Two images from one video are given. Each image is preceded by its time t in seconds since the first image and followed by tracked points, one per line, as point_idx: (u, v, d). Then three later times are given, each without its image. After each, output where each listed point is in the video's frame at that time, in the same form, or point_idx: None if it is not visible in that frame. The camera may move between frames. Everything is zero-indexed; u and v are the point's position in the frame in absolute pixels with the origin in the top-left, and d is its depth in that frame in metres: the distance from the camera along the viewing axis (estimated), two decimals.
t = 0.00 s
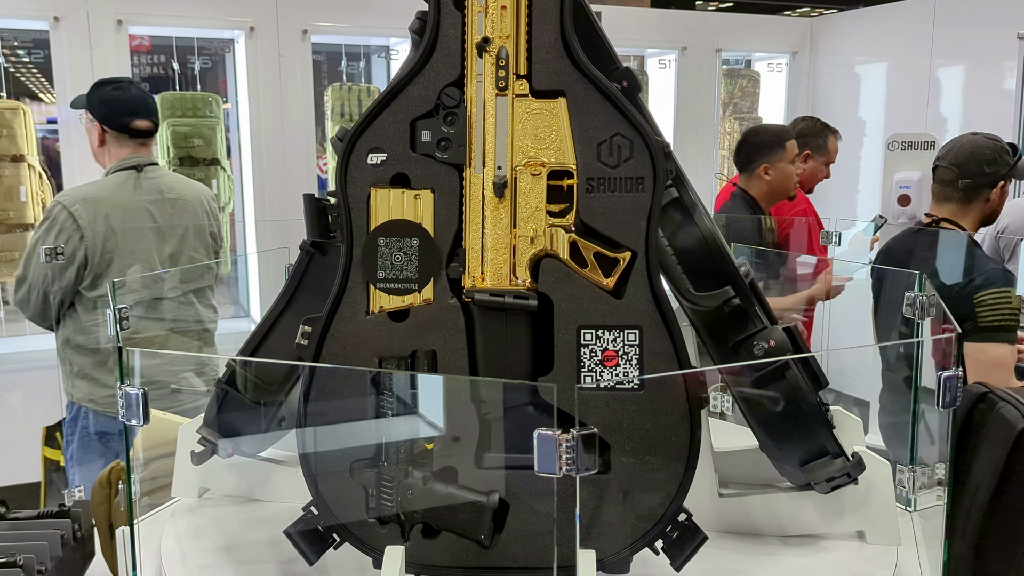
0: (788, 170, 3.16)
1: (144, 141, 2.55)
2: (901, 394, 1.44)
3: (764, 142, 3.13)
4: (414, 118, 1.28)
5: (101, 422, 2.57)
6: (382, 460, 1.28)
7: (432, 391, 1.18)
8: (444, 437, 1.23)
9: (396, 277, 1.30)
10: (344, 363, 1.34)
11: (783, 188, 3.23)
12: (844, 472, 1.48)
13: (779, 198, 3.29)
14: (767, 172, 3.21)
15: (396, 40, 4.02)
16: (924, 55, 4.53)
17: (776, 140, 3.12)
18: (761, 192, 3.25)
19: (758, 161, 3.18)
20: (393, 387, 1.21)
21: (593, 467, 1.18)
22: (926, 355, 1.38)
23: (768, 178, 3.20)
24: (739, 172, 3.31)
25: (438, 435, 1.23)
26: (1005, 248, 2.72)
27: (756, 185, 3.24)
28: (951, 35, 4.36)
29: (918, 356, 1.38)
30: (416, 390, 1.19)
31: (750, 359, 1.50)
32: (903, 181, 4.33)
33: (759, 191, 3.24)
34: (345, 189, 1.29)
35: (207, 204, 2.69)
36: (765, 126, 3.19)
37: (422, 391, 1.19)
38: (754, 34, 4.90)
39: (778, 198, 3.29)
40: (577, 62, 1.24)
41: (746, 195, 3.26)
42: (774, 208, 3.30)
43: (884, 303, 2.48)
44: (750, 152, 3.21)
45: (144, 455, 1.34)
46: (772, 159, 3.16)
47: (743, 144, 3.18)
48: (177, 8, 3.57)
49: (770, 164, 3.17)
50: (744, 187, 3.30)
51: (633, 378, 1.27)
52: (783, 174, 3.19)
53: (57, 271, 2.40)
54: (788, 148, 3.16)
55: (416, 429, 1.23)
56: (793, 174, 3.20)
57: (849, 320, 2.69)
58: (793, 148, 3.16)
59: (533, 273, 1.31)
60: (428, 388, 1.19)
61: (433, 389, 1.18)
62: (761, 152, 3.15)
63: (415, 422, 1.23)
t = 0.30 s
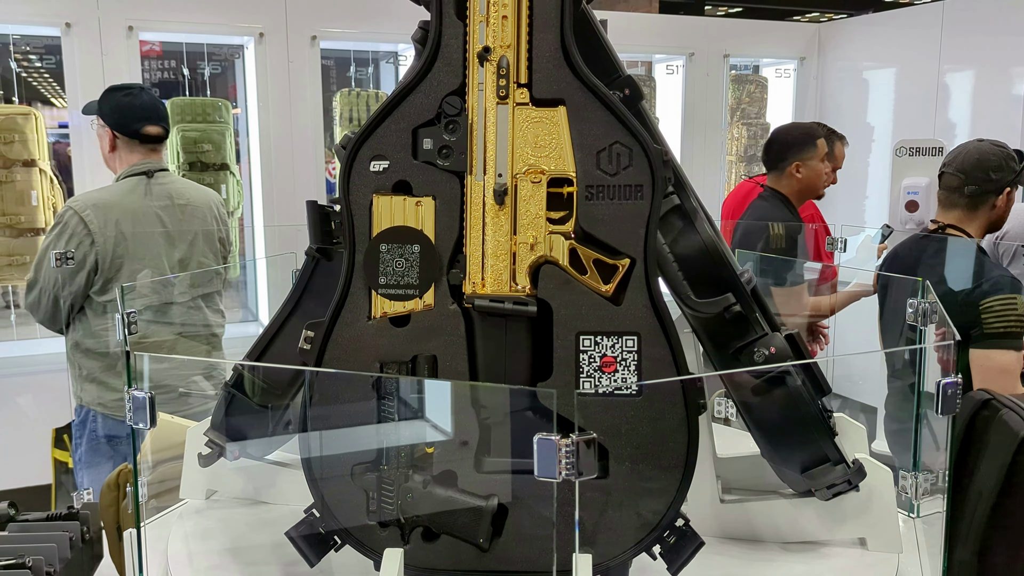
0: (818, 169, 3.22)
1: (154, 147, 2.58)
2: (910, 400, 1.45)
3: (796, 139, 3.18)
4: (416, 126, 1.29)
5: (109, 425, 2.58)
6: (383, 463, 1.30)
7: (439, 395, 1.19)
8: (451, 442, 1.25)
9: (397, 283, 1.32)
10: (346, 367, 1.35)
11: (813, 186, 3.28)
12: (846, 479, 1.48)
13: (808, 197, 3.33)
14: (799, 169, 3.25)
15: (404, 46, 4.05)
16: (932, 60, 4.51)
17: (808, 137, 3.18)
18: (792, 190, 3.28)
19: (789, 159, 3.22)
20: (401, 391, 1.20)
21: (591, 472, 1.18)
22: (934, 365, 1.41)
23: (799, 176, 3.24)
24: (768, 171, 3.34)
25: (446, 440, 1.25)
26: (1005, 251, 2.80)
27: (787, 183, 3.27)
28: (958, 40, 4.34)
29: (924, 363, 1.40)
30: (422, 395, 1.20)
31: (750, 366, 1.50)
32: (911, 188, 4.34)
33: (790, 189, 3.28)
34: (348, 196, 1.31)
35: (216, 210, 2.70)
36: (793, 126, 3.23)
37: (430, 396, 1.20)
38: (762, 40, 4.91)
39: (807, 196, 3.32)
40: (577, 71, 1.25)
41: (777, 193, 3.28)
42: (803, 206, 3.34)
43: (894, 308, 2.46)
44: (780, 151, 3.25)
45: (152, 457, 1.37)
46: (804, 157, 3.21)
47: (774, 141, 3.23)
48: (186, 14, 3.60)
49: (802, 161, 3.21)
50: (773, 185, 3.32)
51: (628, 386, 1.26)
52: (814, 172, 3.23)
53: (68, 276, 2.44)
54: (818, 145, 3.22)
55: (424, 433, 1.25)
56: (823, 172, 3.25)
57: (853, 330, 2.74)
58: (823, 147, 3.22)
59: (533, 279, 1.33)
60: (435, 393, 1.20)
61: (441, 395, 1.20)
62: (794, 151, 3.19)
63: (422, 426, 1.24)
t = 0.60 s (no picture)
0: (847, 168, 3.21)
1: (164, 153, 2.61)
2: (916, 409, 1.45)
3: (826, 138, 3.16)
4: (417, 135, 1.31)
5: (118, 429, 2.60)
6: (383, 467, 1.30)
7: (447, 403, 1.19)
8: (460, 447, 1.23)
9: (397, 289, 1.33)
10: (348, 372, 1.37)
11: (839, 186, 3.26)
12: (845, 486, 1.48)
13: (833, 196, 3.32)
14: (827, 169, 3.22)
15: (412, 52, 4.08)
16: (941, 66, 4.49)
17: (837, 137, 3.16)
18: (820, 189, 3.26)
19: (818, 158, 3.19)
20: (409, 396, 1.21)
21: (589, 477, 1.20)
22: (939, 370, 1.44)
23: (829, 176, 3.22)
24: (793, 171, 3.31)
25: (456, 445, 1.23)
26: (1004, 260, 2.61)
27: (816, 183, 3.24)
28: (967, 46, 4.31)
29: (926, 373, 1.39)
30: (429, 400, 1.20)
31: (751, 373, 1.50)
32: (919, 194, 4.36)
33: (817, 189, 3.25)
34: (351, 203, 1.33)
35: (225, 216, 2.73)
36: (821, 125, 3.21)
37: (436, 402, 1.20)
38: (770, 46, 4.92)
39: (835, 195, 3.31)
40: (576, 80, 1.26)
41: (805, 192, 3.26)
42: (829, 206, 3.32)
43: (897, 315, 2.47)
44: (808, 151, 3.22)
45: (161, 460, 1.40)
46: (833, 157, 3.19)
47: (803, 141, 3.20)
48: (196, 21, 3.63)
49: (831, 161, 3.19)
50: (799, 185, 3.28)
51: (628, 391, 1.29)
52: (842, 172, 3.22)
53: (78, 281, 2.46)
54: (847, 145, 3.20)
55: (430, 438, 1.24)
56: (850, 171, 3.24)
57: (869, 336, 2.74)
58: (850, 147, 3.21)
59: (532, 286, 1.33)
60: (442, 400, 1.20)
61: (449, 402, 1.19)
62: (824, 150, 3.17)
63: (430, 431, 1.24)
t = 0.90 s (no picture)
0: (878, 174, 3.18)
1: (174, 160, 2.64)
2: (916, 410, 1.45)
3: (857, 143, 3.14)
4: (417, 144, 1.32)
5: (127, 433, 2.63)
6: (383, 472, 1.32)
7: (453, 409, 1.21)
8: (467, 452, 1.25)
9: (397, 296, 1.35)
10: (349, 378, 1.39)
11: (867, 192, 3.24)
12: (845, 494, 1.50)
13: (862, 203, 3.29)
14: (859, 174, 3.19)
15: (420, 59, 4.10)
16: (948, 71, 4.48)
17: (868, 142, 3.14)
18: (852, 195, 3.22)
19: (850, 164, 3.16)
20: (414, 401, 1.21)
21: (590, 483, 1.21)
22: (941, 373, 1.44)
23: (860, 181, 3.19)
24: (822, 177, 3.27)
25: (463, 450, 1.25)
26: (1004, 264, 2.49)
27: (847, 188, 3.21)
28: (974, 51, 4.30)
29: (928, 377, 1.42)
30: (436, 406, 1.21)
31: (750, 380, 1.52)
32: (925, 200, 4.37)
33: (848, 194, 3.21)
34: (352, 211, 1.35)
35: (234, 222, 2.75)
36: (850, 131, 3.19)
37: (443, 409, 1.22)
38: (776, 52, 4.93)
39: (866, 201, 3.28)
40: (574, 91, 1.28)
41: (837, 198, 3.21)
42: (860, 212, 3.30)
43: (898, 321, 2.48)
44: (839, 156, 3.18)
45: (168, 463, 1.44)
46: (864, 162, 3.16)
47: (834, 146, 3.17)
48: (206, 28, 3.66)
49: (863, 166, 3.15)
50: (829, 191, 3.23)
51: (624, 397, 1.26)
52: (873, 177, 3.19)
53: (88, 286, 2.50)
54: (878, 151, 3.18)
55: (436, 442, 1.26)
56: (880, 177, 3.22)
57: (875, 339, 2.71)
58: (881, 152, 3.19)
59: (530, 294, 1.35)
60: (448, 406, 1.21)
61: (456, 408, 1.21)
62: (855, 154, 3.14)
63: (435, 436, 1.25)
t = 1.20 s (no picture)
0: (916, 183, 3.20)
1: (183, 167, 2.65)
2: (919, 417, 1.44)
3: (896, 153, 3.15)
4: (418, 153, 1.34)
5: (135, 437, 2.65)
6: (383, 475, 1.33)
7: (460, 415, 1.21)
8: (475, 457, 1.24)
9: (398, 303, 1.36)
10: (350, 383, 1.40)
11: (907, 200, 3.26)
12: (844, 500, 1.50)
13: (901, 211, 3.31)
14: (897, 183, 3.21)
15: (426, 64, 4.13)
16: (954, 76, 4.48)
17: (905, 152, 3.16)
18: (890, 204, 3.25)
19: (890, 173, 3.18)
20: (419, 406, 1.24)
21: (589, 489, 1.23)
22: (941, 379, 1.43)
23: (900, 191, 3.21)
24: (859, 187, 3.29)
25: (467, 456, 1.24)
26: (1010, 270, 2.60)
27: (886, 197, 3.23)
28: (981, 57, 4.30)
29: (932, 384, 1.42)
30: (442, 411, 1.22)
31: (749, 386, 1.52)
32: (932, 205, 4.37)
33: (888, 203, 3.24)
34: (354, 219, 1.37)
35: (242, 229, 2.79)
36: (887, 140, 3.20)
37: (448, 414, 1.22)
38: (783, 57, 4.93)
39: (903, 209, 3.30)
40: (572, 100, 1.29)
41: (878, 209, 3.23)
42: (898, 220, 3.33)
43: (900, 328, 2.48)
44: (877, 164, 3.19)
45: (176, 468, 1.45)
46: (903, 171, 3.17)
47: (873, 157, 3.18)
48: (216, 35, 3.69)
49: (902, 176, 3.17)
50: (869, 199, 3.26)
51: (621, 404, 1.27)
52: (911, 186, 3.21)
53: (97, 291, 2.53)
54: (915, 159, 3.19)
55: (444, 448, 1.26)
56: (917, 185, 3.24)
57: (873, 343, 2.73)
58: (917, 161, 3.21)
59: (529, 300, 1.36)
60: (455, 412, 1.22)
61: (462, 414, 1.21)
62: (895, 163, 3.14)
63: (441, 440, 1.25)
